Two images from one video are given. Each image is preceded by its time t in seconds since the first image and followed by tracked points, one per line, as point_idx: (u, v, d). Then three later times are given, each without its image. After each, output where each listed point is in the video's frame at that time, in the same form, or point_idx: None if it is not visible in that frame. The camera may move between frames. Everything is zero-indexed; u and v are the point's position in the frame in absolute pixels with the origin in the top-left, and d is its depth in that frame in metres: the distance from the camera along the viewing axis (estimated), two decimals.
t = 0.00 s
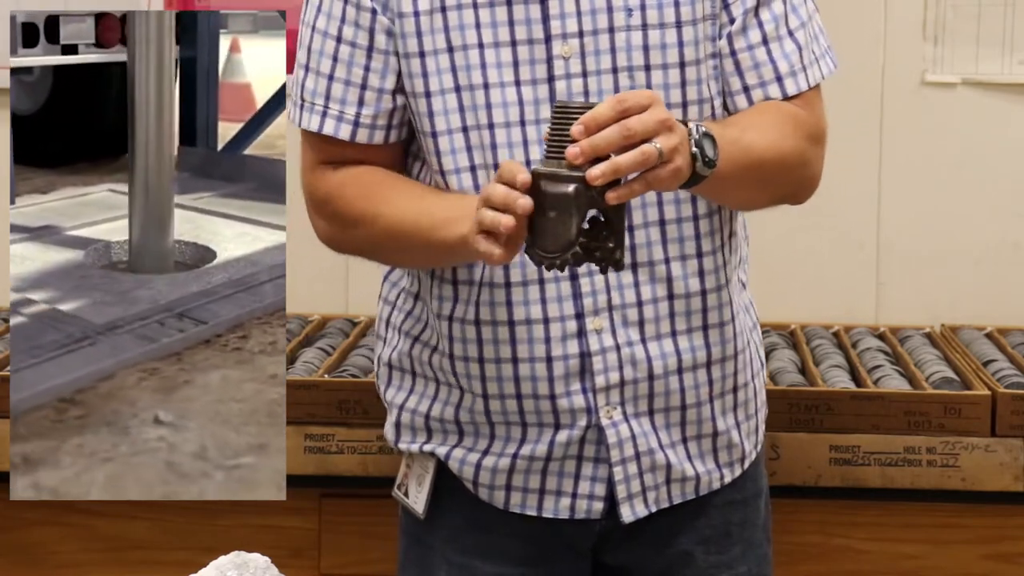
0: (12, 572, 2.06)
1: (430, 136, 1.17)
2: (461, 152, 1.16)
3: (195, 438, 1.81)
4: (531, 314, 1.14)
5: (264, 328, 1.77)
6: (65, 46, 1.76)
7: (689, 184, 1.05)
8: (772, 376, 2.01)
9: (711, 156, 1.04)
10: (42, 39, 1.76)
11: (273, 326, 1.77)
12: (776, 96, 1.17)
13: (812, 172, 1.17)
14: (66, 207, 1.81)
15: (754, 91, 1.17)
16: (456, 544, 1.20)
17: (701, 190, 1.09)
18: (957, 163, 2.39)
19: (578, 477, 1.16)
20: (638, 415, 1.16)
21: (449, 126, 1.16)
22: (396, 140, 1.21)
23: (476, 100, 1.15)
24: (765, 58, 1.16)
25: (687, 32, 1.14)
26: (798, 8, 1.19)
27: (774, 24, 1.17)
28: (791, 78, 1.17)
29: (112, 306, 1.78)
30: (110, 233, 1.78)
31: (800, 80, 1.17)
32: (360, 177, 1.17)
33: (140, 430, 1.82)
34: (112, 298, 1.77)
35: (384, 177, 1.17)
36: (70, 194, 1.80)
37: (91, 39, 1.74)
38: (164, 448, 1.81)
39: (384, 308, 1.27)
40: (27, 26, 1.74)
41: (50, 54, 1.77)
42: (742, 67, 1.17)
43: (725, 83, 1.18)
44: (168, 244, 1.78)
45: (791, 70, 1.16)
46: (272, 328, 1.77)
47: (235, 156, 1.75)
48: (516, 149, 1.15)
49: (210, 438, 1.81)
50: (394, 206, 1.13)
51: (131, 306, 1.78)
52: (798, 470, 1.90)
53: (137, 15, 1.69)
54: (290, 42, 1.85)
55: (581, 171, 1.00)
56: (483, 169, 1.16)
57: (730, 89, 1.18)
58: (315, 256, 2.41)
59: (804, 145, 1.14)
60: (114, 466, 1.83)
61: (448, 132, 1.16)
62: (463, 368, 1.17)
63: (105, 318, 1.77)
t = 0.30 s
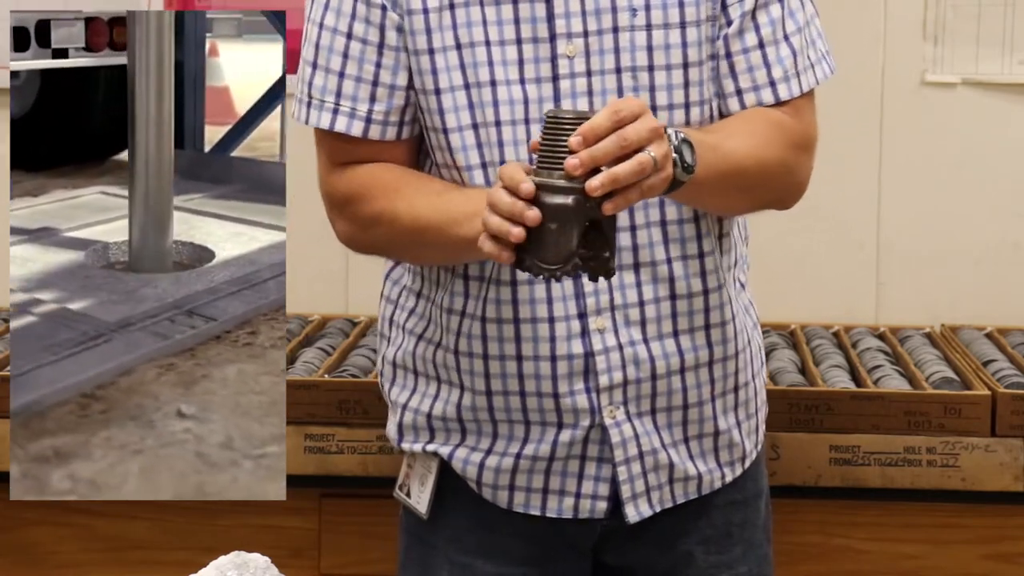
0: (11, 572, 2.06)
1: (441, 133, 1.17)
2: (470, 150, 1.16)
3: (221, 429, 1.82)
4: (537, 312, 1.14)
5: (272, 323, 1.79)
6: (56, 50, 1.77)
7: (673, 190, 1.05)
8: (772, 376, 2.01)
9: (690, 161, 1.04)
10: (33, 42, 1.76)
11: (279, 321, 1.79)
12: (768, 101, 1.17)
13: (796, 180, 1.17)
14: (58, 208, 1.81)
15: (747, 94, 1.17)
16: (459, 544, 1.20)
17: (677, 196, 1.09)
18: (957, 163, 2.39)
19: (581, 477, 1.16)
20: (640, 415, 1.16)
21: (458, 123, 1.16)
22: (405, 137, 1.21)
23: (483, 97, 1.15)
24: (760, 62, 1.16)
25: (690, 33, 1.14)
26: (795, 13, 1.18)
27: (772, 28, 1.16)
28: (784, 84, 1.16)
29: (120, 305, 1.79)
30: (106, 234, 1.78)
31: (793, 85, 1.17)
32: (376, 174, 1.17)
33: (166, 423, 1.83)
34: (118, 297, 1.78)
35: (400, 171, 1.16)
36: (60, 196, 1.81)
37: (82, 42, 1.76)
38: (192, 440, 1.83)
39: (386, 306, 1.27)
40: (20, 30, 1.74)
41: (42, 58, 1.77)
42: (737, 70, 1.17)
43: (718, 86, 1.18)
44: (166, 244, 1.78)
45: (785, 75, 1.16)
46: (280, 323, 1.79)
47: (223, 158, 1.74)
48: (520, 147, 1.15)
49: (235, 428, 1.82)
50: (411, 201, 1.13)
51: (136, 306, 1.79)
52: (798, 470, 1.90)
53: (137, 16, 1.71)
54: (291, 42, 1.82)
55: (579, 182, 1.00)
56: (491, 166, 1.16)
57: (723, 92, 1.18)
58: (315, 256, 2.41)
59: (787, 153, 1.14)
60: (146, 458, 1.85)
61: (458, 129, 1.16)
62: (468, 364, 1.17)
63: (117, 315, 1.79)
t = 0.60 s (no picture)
0: (11, 572, 2.06)
1: (440, 129, 1.17)
2: (468, 147, 1.16)
3: (240, 421, 1.84)
4: (533, 312, 1.14)
5: (276, 320, 1.80)
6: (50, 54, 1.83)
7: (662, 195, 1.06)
8: (772, 376, 2.01)
9: (677, 166, 1.05)
10: (26, 46, 1.81)
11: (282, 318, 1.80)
12: (767, 110, 1.17)
13: (785, 189, 1.17)
14: (55, 211, 1.82)
15: (745, 101, 1.17)
16: (455, 543, 1.20)
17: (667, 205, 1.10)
18: (957, 163, 2.39)
19: (577, 477, 1.16)
20: (636, 415, 1.16)
21: (457, 120, 1.16)
22: (404, 132, 1.21)
23: (485, 95, 1.15)
24: (759, 69, 1.16)
25: (694, 39, 1.15)
26: (797, 22, 1.18)
27: (773, 36, 1.16)
28: (781, 93, 1.17)
29: (127, 304, 1.81)
30: (105, 236, 1.80)
31: (790, 94, 1.17)
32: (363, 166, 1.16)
33: (186, 416, 1.85)
34: (124, 296, 1.81)
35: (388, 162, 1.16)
36: (54, 198, 1.82)
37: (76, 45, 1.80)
38: (212, 431, 1.85)
39: (380, 303, 1.26)
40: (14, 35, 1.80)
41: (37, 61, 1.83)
42: (736, 76, 1.17)
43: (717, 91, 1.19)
44: (166, 243, 1.80)
45: (784, 84, 1.17)
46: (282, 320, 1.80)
47: (212, 159, 1.76)
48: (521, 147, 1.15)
49: (254, 421, 1.83)
50: (397, 193, 1.12)
51: (141, 305, 1.81)
52: (798, 470, 1.89)
53: (138, 16, 1.75)
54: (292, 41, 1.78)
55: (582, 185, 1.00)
56: (487, 165, 1.16)
57: (721, 97, 1.19)
58: (315, 256, 2.41)
59: (777, 164, 1.15)
60: (169, 450, 1.86)
61: (456, 126, 1.16)
62: (466, 363, 1.17)
63: (126, 313, 1.81)
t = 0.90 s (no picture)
0: (11, 572, 2.06)
1: (439, 122, 1.17)
2: (466, 141, 1.16)
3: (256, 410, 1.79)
4: (531, 311, 1.14)
5: (281, 315, 1.76)
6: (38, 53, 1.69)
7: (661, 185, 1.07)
8: (773, 376, 2.01)
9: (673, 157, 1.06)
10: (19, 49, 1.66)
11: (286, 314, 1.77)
12: (767, 119, 1.19)
13: (780, 200, 1.19)
14: (49, 212, 1.74)
15: (746, 111, 1.19)
16: (448, 542, 1.21)
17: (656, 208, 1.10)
18: (958, 163, 2.40)
19: (568, 477, 1.16)
20: (629, 416, 1.17)
21: (458, 114, 1.16)
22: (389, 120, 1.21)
23: (493, 93, 1.15)
24: (762, 79, 1.18)
25: (703, 46, 1.16)
26: (801, 35, 1.20)
27: (778, 47, 1.18)
28: (782, 105, 1.18)
29: (132, 302, 1.77)
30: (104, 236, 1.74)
31: (790, 106, 1.19)
32: (332, 138, 1.16)
33: (204, 406, 1.80)
34: (129, 295, 1.76)
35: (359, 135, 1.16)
36: (48, 201, 1.74)
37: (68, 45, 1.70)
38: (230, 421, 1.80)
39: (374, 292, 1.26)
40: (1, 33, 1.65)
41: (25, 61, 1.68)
42: (739, 85, 1.19)
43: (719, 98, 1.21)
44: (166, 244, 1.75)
45: (785, 96, 1.18)
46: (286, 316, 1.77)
47: (204, 162, 1.71)
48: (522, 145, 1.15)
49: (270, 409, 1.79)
50: (365, 166, 1.12)
51: (147, 303, 1.77)
52: (798, 470, 1.89)
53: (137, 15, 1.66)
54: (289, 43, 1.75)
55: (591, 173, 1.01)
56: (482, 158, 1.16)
57: (723, 104, 1.21)
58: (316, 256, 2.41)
59: (771, 175, 1.16)
60: (191, 439, 1.81)
61: (457, 120, 1.16)
62: (467, 360, 1.17)
63: (134, 312, 1.77)
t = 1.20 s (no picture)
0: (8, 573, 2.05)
1: (448, 122, 1.16)
2: (473, 147, 1.15)
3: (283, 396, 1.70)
4: (531, 317, 1.14)
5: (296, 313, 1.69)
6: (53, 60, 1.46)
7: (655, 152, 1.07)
8: (773, 376, 2.01)
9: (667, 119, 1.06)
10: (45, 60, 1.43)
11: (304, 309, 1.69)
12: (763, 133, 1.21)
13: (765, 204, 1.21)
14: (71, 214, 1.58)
15: (742, 122, 1.22)
16: (440, 539, 1.21)
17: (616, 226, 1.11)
18: (957, 163, 2.43)
19: (559, 480, 1.18)
20: (622, 423, 1.18)
21: (470, 117, 1.15)
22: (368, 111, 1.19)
23: (505, 98, 1.14)
24: (766, 93, 1.20)
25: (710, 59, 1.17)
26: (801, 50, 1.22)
27: (778, 62, 1.20)
28: (779, 119, 1.21)
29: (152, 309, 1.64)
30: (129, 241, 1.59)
31: (787, 122, 1.21)
32: (299, 118, 1.15)
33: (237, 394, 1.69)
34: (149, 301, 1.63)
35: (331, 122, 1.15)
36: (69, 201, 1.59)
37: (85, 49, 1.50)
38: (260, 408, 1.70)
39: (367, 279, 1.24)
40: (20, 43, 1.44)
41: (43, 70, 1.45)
42: (736, 96, 1.21)
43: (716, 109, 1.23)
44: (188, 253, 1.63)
45: (781, 111, 1.20)
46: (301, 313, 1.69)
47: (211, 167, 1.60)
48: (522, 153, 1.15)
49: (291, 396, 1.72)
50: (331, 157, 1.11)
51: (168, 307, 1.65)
52: (798, 470, 1.86)
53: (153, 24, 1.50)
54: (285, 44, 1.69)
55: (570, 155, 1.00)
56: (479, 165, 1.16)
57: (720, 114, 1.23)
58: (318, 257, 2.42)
59: (765, 179, 1.19)
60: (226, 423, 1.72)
61: (467, 123, 1.15)
62: (469, 360, 1.16)
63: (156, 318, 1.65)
